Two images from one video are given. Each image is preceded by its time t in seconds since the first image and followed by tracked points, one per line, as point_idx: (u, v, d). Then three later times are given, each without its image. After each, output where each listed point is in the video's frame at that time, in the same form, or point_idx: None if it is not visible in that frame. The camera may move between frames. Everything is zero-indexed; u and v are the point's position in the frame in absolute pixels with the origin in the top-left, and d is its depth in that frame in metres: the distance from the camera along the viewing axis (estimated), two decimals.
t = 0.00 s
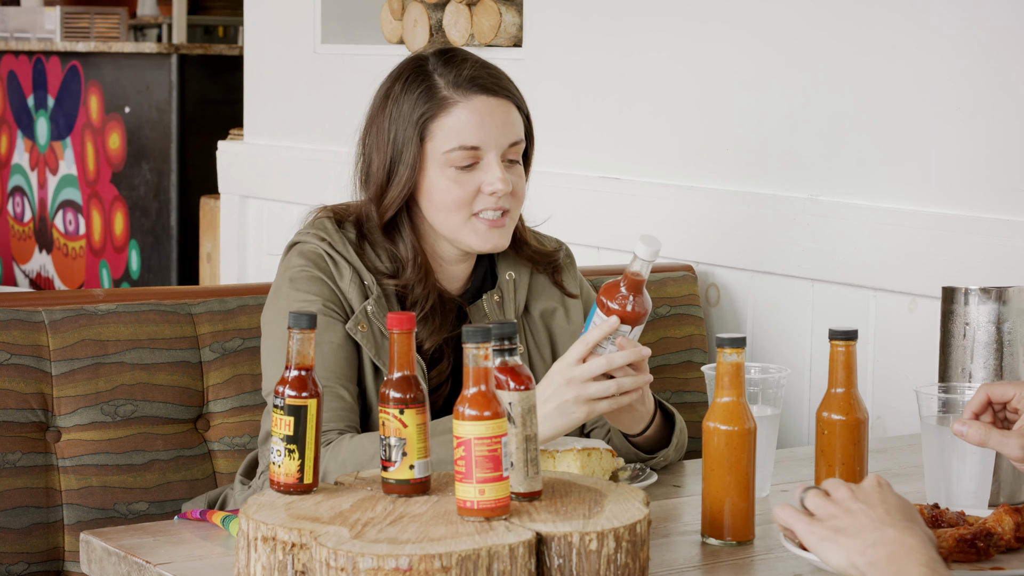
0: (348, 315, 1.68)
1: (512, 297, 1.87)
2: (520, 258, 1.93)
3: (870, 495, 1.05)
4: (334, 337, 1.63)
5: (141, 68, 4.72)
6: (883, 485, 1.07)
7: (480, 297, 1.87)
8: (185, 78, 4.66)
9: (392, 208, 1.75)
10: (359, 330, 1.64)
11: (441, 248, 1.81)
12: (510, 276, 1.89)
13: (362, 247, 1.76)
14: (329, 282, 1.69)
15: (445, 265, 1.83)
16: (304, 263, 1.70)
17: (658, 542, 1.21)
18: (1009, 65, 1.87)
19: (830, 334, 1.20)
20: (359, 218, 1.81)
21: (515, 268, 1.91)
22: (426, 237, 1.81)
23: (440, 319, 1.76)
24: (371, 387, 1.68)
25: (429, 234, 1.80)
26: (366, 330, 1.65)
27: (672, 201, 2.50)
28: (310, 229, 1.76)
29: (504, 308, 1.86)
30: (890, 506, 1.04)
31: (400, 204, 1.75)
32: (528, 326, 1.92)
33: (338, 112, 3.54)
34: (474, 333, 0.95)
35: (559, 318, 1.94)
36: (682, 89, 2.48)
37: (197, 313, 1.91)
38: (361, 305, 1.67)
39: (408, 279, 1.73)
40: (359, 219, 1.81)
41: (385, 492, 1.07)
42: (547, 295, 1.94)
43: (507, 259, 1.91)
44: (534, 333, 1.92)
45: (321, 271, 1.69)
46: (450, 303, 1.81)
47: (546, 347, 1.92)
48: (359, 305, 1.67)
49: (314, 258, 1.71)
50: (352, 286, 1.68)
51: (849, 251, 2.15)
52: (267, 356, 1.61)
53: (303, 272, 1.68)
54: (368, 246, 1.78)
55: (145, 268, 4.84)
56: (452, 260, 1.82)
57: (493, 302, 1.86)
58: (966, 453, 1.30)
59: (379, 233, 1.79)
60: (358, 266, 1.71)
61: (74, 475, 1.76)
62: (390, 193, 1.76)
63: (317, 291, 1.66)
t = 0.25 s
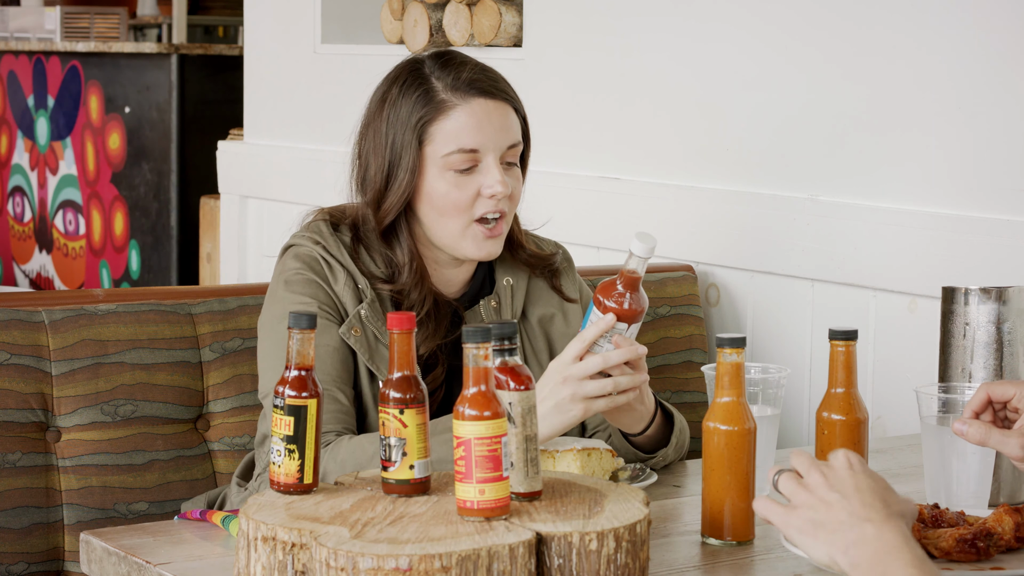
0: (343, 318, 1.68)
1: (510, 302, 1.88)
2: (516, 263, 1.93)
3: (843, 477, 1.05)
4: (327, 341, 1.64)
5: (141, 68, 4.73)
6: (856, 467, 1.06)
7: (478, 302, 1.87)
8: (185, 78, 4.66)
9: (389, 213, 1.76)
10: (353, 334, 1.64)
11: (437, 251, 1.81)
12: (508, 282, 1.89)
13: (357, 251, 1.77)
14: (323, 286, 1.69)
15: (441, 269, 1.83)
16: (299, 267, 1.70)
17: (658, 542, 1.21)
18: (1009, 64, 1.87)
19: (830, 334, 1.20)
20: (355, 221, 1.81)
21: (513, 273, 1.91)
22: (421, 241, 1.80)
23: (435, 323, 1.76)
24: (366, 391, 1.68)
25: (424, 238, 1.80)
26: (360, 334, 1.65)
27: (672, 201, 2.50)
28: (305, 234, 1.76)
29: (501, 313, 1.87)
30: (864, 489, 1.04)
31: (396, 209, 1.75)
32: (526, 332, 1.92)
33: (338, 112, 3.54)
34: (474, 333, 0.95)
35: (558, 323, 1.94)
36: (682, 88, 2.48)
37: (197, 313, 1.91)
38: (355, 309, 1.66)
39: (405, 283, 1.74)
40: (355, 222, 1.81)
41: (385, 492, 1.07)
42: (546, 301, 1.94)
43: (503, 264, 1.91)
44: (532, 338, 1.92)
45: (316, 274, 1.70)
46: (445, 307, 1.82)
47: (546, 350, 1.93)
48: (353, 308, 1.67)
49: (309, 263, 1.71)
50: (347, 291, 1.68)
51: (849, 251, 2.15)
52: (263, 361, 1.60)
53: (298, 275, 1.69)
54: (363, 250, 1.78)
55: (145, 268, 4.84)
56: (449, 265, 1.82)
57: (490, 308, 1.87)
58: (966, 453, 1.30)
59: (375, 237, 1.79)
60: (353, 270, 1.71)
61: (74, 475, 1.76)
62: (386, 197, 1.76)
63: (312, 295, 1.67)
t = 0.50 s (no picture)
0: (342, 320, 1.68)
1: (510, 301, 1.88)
2: (516, 262, 1.93)
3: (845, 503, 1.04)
4: (328, 343, 1.64)
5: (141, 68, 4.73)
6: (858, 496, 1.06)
7: (477, 302, 1.87)
8: (185, 78, 4.66)
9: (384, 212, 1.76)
10: (352, 337, 1.64)
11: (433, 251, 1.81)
12: (508, 281, 1.90)
13: (354, 251, 1.77)
14: (321, 287, 1.69)
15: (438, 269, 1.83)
16: (297, 268, 1.70)
17: (659, 542, 1.21)
18: (1009, 64, 1.87)
19: (830, 335, 1.20)
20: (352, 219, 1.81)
21: (513, 272, 1.91)
22: (418, 241, 1.80)
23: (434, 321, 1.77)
24: (366, 393, 1.68)
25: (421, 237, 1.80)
26: (360, 336, 1.65)
27: (672, 201, 2.50)
28: (303, 233, 1.77)
29: (501, 312, 1.87)
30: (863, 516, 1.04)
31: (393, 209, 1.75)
32: (526, 331, 1.92)
33: (338, 112, 3.54)
34: (474, 333, 0.95)
35: (558, 323, 1.94)
36: (682, 88, 2.48)
37: (197, 313, 1.91)
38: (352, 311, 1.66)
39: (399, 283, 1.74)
40: (353, 221, 1.81)
41: (385, 492, 1.07)
42: (546, 300, 1.94)
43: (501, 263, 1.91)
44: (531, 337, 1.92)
45: (314, 276, 1.70)
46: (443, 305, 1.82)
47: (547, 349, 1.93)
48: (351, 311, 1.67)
49: (307, 266, 1.71)
50: (344, 292, 1.68)
51: (849, 251, 2.15)
52: (263, 363, 1.60)
53: (296, 277, 1.69)
54: (360, 249, 1.78)
55: (145, 268, 4.84)
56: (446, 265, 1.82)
57: (491, 307, 1.86)
58: (966, 453, 1.30)
59: (372, 235, 1.79)
60: (351, 271, 1.71)
61: (74, 475, 1.76)
62: (383, 196, 1.76)
63: (310, 297, 1.67)
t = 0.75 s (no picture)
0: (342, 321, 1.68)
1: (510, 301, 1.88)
2: (515, 262, 1.93)
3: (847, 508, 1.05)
4: (327, 344, 1.64)
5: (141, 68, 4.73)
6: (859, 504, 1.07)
7: (477, 302, 1.87)
8: (185, 78, 4.66)
9: (383, 211, 1.76)
10: (352, 338, 1.65)
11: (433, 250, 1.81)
12: (509, 281, 1.90)
13: (353, 250, 1.77)
14: (320, 287, 1.69)
15: (438, 267, 1.83)
16: (297, 268, 1.71)
17: (659, 542, 1.21)
18: (1009, 64, 1.87)
19: (830, 334, 1.20)
20: (351, 217, 1.81)
21: (513, 272, 1.91)
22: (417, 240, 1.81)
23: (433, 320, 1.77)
24: (366, 394, 1.68)
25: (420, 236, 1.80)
26: (359, 337, 1.65)
27: (672, 201, 2.50)
28: (303, 232, 1.77)
29: (501, 312, 1.88)
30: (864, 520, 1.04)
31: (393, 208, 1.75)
32: (526, 331, 1.92)
33: (338, 112, 3.54)
34: (473, 333, 0.95)
35: (559, 322, 1.94)
36: (682, 88, 2.48)
37: (197, 313, 1.91)
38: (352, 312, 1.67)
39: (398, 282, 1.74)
40: (353, 219, 1.81)
41: (385, 492, 1.07)
42: (546, 300, 1.94)
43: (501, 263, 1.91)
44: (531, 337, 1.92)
45: (314, 278, 1.70)
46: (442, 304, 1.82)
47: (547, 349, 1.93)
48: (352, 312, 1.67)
49: (307, 266, 1.71)
50: (344, 293, 1.69)
51: (849, 251, 2.15)
52: (263, 366, 1.60)
53: (296, 279, 1.69)
54: (359, 248, 1.78)
55: (145, 268, 4.84)
56: (444, 264, 1.83)
57: (491, 307, 1.87)
58: (966, 453, 1.30)
59: (371, 234, 1.79)
60: (351, 272, 1.71)
61: (74, 475, 1.76)
62: (383, 196, 1.76)
63: (310, 297, 1.67)
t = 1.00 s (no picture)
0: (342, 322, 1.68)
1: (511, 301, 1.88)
2: (515, 263, 1.93)
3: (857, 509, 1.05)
4: (327, 346, 1.64)
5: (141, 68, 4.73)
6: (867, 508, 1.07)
7: (477, 302, 1.87)
8: (185, 78, 4.66)
9: (384, 214, 1.76)
10: (351, 338, 1.65)
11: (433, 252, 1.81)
12: (509, 281, 1.90)
13: (353, 251, 1.77)
14: (320, 288, 1.69)
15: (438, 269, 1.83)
16: (297, 269, 1.71)
17: (659, 542, 1.21)
18: (1009, 64, 1.87)
19: (830, 335, 1.20)
20: (351, 218, 1.81)
21: (513, 273, 1.91)
22: (418, 241, 1.81)
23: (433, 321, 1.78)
24: (366, 395, 1.68)
25: (420, 238, 1.80)
26: (359, 338, 1.65)
27: (672, 201, 2.50)
28: (303, 234, 1.77)
29: (501, 312, 1.88)
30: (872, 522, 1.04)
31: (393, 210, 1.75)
32: (527, 332, 1.92)
33: (338, 112, 3.54)
34: (474, 333, 0.95)
35: (559, 322, 1.94)
36: (682, 88, 2.48)
37: (197, 313, 1.91)
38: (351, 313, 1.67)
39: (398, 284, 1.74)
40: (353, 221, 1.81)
41: (385, 492, 1.07)
42: (546, 301, 1.94)
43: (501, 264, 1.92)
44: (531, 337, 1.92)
45: (314, 279, 1.70)
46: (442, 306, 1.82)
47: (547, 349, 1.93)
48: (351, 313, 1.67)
49: (305, 266, 1.71)
50: (343, 294, 1.69)
51: (849, 251, 2.15)
52: (263, 367, 1.60)
53: (295, 280, 1.69)
54: (359, 250, 1.78)
55: (145, 268, 4.84)
56: (444, 266, 1.83)
57: (491, 307, 1.87)
58: (966, 453, 1.30)
59: (371, 236, 1.79)
60: (350, 273, 1.71)
61: (74, 475, 1.76)
62: (384, 198, 1.76)
63: (310, 298, 1.67)
